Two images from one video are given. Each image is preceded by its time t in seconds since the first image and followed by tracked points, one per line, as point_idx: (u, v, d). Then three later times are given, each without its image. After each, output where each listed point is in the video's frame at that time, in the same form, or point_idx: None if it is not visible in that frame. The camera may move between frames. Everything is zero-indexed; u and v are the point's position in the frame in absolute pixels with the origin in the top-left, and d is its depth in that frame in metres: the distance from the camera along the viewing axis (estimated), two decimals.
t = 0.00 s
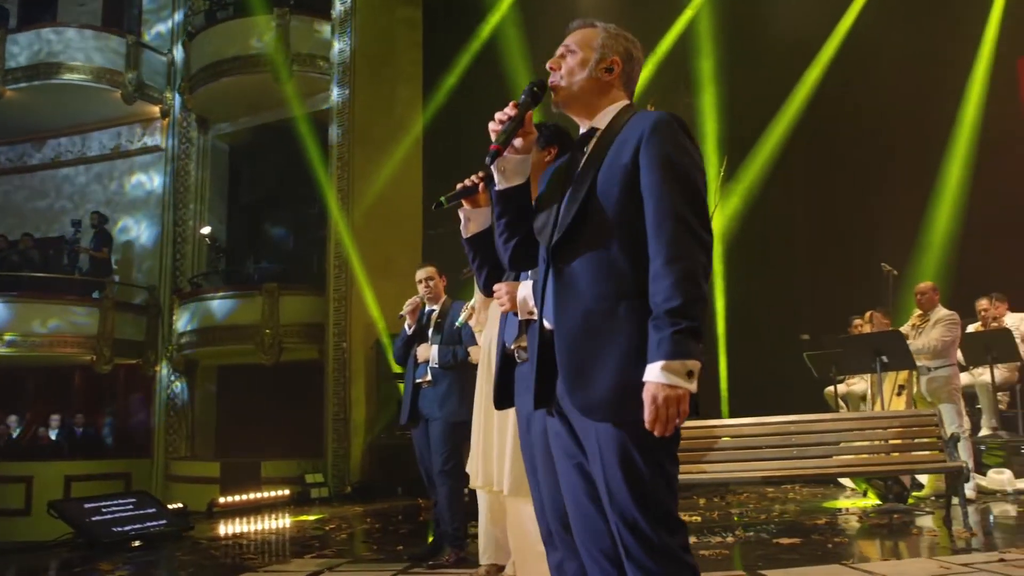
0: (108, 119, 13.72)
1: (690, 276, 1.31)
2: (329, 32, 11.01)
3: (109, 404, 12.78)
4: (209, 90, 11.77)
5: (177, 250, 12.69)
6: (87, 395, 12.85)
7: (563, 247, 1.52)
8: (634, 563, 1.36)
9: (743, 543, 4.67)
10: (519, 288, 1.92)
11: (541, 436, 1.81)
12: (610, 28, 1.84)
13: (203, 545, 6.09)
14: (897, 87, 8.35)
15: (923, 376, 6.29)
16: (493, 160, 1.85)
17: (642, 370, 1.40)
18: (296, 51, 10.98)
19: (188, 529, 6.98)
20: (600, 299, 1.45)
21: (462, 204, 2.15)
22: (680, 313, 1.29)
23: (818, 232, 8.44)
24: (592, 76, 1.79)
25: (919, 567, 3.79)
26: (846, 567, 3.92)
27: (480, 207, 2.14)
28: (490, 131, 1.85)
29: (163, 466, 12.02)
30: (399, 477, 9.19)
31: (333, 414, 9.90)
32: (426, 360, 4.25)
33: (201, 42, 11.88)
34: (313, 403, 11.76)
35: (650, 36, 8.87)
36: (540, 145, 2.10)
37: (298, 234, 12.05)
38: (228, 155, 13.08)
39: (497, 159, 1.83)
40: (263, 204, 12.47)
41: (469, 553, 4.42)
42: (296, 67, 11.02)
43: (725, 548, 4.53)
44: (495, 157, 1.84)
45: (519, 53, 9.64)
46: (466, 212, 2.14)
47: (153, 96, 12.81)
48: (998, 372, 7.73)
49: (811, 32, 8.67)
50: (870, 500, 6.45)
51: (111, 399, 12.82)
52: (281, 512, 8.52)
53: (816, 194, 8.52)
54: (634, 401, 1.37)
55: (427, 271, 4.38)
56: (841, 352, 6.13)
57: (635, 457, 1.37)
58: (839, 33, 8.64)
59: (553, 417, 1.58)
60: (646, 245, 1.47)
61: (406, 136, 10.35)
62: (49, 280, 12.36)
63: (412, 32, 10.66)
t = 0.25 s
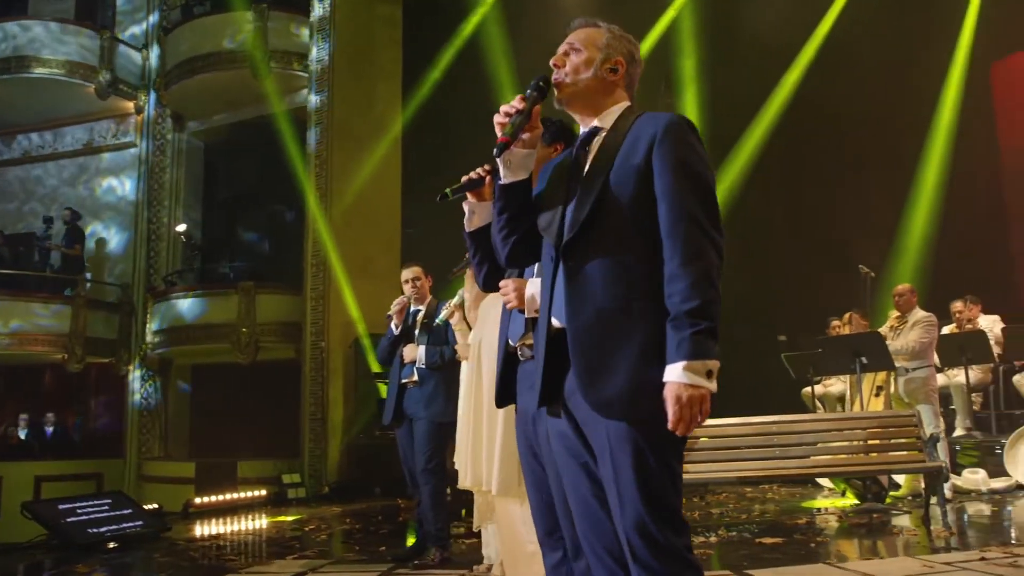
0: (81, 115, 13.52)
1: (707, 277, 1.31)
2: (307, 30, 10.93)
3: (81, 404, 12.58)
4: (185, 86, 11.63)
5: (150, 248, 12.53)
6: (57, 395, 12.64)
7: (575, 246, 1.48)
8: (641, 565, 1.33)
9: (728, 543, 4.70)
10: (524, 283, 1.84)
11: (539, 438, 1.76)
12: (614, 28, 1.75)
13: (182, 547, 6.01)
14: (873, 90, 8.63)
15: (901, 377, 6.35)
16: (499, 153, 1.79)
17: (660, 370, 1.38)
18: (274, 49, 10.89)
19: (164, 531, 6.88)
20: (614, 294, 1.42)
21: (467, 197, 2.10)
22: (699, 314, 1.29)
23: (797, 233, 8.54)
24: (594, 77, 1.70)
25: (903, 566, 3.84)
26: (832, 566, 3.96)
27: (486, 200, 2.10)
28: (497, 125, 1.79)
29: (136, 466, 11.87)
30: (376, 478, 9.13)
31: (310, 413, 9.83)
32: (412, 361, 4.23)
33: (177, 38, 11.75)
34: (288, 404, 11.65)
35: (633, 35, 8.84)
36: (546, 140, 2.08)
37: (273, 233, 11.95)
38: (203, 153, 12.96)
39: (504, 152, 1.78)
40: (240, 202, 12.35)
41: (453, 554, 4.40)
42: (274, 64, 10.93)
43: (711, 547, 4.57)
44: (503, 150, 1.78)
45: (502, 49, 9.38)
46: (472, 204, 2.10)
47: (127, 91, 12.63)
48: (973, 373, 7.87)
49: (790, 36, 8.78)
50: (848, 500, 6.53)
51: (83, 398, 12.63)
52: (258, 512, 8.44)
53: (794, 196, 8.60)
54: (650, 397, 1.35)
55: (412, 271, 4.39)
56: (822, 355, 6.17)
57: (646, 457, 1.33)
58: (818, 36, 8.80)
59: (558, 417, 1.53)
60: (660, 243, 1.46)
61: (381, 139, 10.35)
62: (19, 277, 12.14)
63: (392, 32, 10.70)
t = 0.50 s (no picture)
0: (55, 110, 13.32)
1: (724, 275, 1.29)
2: (286, 28, 10.87)
3: (53, 403, 12.41)
4: (162, 82, 11.50)
5: (125, 245, 12.35)
6: (29, 394, 12.45)
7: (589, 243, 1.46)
8: (650, 565, 1.33)
9: (713, 543, 4.73)
10: (535, 277, 1.82)
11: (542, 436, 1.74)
12: (617, 27, 1.68)
13: (162, 548, 5.95)
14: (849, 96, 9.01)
15: (880, 378, 6.44)
16: (509, 149, 1.76)
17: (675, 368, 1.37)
18: (252, 45, 10.80)
19: (141, 532, 6.81)
20: (631, 291, 1.41)
21: (475, 186, 2.04)
22: (715, 311, 1.27)
23: (776, 235, 8.61)
24: (600, 76, 1.62)
25: (889, 565, 3.88)
26: (817, 565, 3.99)
27: (495, 190, 2.03)
28: (504, 121, 1.77)
29: (110, 466, 11.71)
30: (355, 478, 9.08)
31: (288, 413, 9.72)
32: (399, 360, 4.15)
33: (155, 34, 11.66)
34: (266, 405, 11.55)
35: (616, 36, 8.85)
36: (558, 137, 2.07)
37: (251, 230, 11.88)
38: (179, 151, 12.86)
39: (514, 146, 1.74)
40: (217, 200, 12.27)
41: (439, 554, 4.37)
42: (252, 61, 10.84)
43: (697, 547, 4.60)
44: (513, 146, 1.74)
45: (484, 44, 9.40)
46: (480, 194, 2.03)
47: (102, 86, 12.46)
48: (948, 374, 8.10)
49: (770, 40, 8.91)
50: (828, 500, 6.61)
51: (55, 398, 12.45)
52: (236, 513, 8.37)
53: (775, 198, 8.67)
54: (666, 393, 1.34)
55: (399, 269, 4.33)
56: (804, 357, 6.21)
57: (662, 454, 1.33)
58: (799, 39, 8.88)
59: (566, 417, 1.50)
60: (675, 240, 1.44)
61: (364, 137, 10.29)
62: None
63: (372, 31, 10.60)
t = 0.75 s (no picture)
0: (28, 107, 13.12)
1: (738, 279, 1.37)
2: (265, 27, 10.80)
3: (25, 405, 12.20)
4: (138, 80, 11.37)
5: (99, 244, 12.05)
6: None
7: (606, 249, 1.47)
8: (659, 566, 1.33)
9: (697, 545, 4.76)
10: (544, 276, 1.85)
11: (546, 440, 1.75)
12: (620, 33, 1.69)
13: (140, 552, 5.87)
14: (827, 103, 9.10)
15: (859, 381, 6.48)
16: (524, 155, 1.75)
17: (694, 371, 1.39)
18: (231, 43, 10.74)
19: (118, 535, 6.73)
20: (647, 293, 1.42)
21: (486, 178, 2.01)
22: (731, 314, 1.34)
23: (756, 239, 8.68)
24: (609, 80, 1.63)
25: (872, 566, 3.94)
26: (801, 566, 4.04)
27: (507, 184, 2.00)
28: (517, 126, 1.73)
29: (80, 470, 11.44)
30: (334, 480, 9.02)
31: (265, 416, 9.63)
32: (384, 361, 4.13)
33: (131, 31, 11.53)
34: (243, 408, 11.45)
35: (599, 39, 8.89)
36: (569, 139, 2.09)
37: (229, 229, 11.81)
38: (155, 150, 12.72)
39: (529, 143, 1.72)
40: (195, 199, 12.19)
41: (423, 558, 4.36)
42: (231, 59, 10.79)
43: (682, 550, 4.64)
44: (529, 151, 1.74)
45: (468, 44, 9.40)
46: (491, 187, 2.01)
47: (77, 83, 12.26)
48: (925, 378, 8.22)
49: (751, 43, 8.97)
50: (807, 503, 6.66)
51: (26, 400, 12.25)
52: (213, 516, 8.28)
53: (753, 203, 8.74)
54: (688, 395, 1.36)
55: (385, 269, 4.31)
56: (785, 359, 6.26)
57: (677, 457, 1.34)
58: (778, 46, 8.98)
59: (577, 421, 1.51)
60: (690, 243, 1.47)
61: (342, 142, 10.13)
62: None
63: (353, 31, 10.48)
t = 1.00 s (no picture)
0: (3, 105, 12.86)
1: (759, 283, 1.41)
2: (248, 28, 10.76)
3: None
4: (118, 79, 11.28)
5: (77, 245, 11.70)
6: None
7: (629, 255, 1.49)
8: (677, 567, 1.35)
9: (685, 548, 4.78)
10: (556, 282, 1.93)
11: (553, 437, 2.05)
12: (630, 36, 1.69)
13: (121, 557, 5.78)
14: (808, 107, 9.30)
15: (842, 385, 6.53)
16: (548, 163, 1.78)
17: (717, 375, 1.42)
18: (213, 42, 10.69)
19: (100, 540, 6.64)
20: (672, 298, 1.45)
21: (498, 180, 2.13)
22: (754, 317, 1.39)
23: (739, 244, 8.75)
24: (624, 86, 1.64)
25: (860, 569, 3.98)
26: (790, 569, 4.07)
27: (517, 184, 2.11)
28: (539, 134, 1.75)
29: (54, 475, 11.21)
30: (315, 484, 8.96)
31: (246, 419, 9.56)
32: (374, 364, 4.10)
33: (111, 28, 11.43)
34: (223, 410, 11.35)
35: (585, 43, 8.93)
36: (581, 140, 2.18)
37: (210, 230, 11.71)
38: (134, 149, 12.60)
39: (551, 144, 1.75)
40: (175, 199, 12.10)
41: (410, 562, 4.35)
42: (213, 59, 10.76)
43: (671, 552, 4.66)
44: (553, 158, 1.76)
45: (454, 47, 9.41)
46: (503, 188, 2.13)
47: (55, 80, 11.86)
48: (905, 383, 8.31)
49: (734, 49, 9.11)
50: (790, 506, 6.71)
51: None
52: (192, 519, 8.20)
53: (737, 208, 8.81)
54: (712, 400, 1.39)
55: (373, 272, 4.32)
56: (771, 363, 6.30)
57: (701, 461, 1.37)
58: (760, 52, 9.09)
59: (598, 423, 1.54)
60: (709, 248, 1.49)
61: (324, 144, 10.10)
62: None
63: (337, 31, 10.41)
